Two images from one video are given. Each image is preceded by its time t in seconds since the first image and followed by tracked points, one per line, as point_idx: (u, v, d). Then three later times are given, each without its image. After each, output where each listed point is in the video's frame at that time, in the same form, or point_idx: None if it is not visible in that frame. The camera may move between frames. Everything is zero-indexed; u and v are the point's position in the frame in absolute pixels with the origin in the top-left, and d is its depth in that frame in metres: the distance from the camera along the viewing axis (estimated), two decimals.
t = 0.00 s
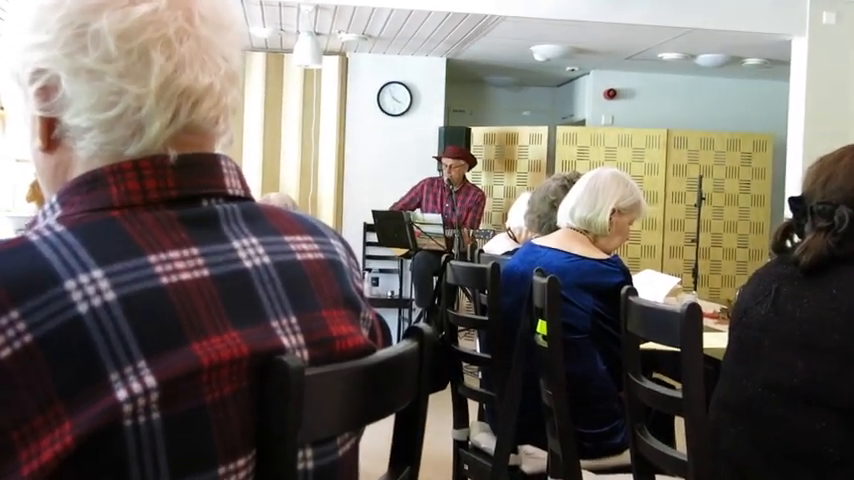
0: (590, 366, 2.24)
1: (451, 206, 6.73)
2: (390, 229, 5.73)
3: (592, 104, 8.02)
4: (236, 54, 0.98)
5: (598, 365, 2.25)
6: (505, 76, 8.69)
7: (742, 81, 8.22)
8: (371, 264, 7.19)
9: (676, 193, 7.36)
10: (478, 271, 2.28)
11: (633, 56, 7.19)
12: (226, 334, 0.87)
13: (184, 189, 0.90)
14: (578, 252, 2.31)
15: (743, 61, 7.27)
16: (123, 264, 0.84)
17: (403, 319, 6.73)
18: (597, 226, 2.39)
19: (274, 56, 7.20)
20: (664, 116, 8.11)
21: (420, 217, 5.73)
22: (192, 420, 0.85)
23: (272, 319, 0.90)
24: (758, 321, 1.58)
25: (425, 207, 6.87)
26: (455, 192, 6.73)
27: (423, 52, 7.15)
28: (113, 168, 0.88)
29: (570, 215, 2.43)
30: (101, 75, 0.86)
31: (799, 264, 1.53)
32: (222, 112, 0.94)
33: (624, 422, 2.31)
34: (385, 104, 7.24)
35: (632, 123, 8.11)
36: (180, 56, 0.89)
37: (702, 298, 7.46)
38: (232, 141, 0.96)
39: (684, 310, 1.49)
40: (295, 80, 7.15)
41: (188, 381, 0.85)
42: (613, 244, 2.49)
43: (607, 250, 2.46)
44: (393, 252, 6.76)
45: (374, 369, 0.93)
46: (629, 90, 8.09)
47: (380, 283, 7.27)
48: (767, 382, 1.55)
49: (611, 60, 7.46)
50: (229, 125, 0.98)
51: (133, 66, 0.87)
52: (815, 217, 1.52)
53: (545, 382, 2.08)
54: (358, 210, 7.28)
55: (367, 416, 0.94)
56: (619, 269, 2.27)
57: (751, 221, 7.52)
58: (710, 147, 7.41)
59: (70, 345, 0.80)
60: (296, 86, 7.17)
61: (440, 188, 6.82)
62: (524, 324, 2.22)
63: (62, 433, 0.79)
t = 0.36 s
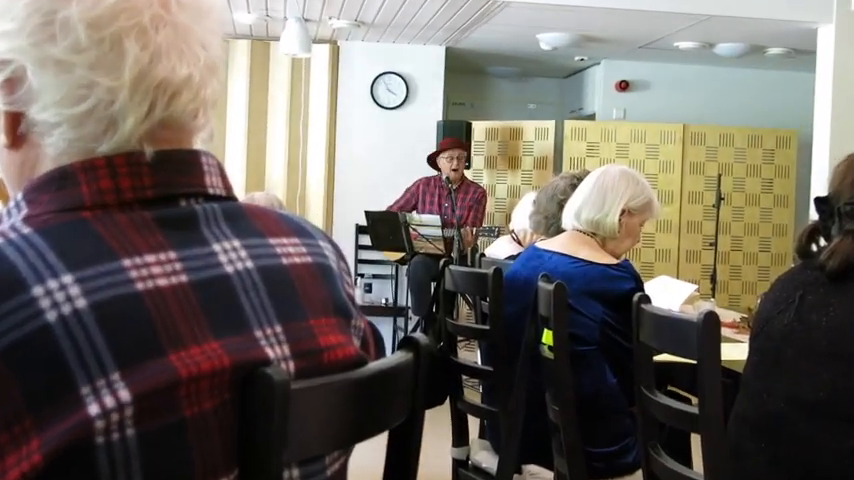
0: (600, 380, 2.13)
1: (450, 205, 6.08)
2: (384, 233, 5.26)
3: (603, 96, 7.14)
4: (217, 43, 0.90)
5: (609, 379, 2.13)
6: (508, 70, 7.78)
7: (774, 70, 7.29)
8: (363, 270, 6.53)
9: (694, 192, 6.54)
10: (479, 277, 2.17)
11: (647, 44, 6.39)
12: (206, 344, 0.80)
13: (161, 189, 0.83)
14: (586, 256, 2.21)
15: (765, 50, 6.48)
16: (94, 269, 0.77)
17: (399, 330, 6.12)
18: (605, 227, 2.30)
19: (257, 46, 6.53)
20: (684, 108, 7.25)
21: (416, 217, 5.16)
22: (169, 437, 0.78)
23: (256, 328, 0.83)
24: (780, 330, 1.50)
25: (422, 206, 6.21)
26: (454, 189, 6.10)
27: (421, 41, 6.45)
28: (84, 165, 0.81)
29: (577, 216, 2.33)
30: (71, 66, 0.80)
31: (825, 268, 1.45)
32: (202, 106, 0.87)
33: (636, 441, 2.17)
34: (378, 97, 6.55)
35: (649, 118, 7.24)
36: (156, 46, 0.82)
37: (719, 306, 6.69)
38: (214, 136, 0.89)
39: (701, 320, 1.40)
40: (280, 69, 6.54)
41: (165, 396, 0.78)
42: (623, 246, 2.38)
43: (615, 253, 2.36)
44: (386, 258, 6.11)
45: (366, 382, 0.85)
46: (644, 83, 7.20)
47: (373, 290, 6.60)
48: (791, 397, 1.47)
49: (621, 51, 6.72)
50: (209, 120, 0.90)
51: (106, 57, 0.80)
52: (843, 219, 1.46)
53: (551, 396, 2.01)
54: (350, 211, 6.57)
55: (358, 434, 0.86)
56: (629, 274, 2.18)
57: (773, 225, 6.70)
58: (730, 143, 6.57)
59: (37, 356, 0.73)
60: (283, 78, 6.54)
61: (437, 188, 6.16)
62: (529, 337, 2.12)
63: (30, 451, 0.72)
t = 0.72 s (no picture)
0: (606, 395, 1.87)
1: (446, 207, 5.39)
2: (376, 237, 4.80)
3: (612, 86, 6.61)
4: (197, 32, 0.83)
5: (616, 393, 1.87)
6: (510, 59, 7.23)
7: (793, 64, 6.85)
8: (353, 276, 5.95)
9: (711, 191, 5.98)
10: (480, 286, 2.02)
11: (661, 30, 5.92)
12: (184, 357, 0.73)
13: (136, 189, 0.76)
14: (589, 261, 1.92)
15: (787, 37, 5.99)
16: (63, 275, 0.70)
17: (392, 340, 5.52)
18: (610, 229, 1.97)
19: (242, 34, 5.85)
20: (700, 100, 6.69)
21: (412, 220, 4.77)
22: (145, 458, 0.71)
23: (237, 340, 0.76)
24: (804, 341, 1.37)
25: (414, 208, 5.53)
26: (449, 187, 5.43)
27: (417, 28, 5.83)
28: (52, 164, 0.73)
29: (578, 216, 2.01)
30: (38, 56, 0.73)
31: None
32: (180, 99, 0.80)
33: (649, 461, 1.87)
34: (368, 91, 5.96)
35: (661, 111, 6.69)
36: (130, 35, 0.75)
37: (738, 315, 6.12)
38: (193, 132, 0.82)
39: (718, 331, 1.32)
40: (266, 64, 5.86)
41: (140, 412, 0.71)
42: (629, 251, 2.04)
43: (622, 258, 2.03)
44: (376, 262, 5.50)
45: (355, 397, 0.79)
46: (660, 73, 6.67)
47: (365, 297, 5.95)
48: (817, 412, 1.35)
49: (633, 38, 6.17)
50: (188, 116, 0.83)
51: (76, 46, 0.73)
52: None
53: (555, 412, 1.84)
54: (341, 212, 5.94)
55: (348, 453, 0.80)
56: (638, 280, 1.89)
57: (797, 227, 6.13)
58: (749, 139, 6.02)
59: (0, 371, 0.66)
60: (266, 72, 5.87)
61: (431, 188, 5.53)
62: (532, 350, 1.94)
63: None
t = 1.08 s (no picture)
0: (616, 413, 1.74)
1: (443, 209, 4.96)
2: (367, 238, 4.34)
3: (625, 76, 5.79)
4: (173, 18, 0.75)
5: (627, 410, 1.74)
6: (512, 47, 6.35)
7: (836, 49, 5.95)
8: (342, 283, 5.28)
9: (731, 190, 5.36)
10: (478, 294, 1.85)
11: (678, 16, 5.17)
12: (158, 371, 0.67)
13: (104, 188, 0.69)
14: (596, 266, 1.79)
15: (815, 26, 5.27)
16: (25, 283, 0.64)
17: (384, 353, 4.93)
18: (617, 231, 1.83)
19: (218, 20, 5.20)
20: (733, 88, 5.84)
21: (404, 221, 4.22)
22: None
23: (216, 354, 0.70)
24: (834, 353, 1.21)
25: (408, 209, 5.02)
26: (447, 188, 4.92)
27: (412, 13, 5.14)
28: (12, 162, 0.66)
29: (584, 217, 1.86)
30: None
31: None
32: (153, 91, 0.72)
33: None
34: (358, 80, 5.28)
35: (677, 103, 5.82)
36: (97, 20, 0.68)
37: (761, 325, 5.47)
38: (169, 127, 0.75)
39: (737, 342, 1.22)
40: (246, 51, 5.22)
41: (110, 432, 0.65)
42: (638, 255, 1.90)
43: (630, 262, 1.90)
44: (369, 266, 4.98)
45: (342, 413, 0.73)
46: (681, 62, 5.80)
47: (355, 306, 5.26)
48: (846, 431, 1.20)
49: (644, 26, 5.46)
50: (164, 109, 0.75)
51: (37, 33, 0.67)
52: None
53: (563, 430, 1.70)
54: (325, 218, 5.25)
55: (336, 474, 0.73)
56: (650, 288, 1.76)
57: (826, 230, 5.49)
58: (774, 134, 5.41)
59: None
60: (248, 62, 5.22)
61: (428, 187, 5.02)
62: (536, 361, 1.78)
63: None
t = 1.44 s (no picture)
0: (629, 429, 1.63)
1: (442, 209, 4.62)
2: (358, 243, 3.94)
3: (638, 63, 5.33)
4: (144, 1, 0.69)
5: (640, 426, 1.64)
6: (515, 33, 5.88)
7: None
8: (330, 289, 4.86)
9: (754, 187, 4.97)
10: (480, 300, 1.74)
11: None
12: (129, 387, 0.61)
13: (70, 186, 0.62)
14: (600, 269, 1.70)
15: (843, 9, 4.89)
16: None
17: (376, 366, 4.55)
18: (627, 233, 1.75)
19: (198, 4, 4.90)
20: (758, 76, 5.36)
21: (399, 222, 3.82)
22: None
23: (192, 367, 0.63)
24: None
25: (405, 207, 4.66)
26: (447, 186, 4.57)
27: None
28: None
29: (591, 218, 1.79)
30: None
31: None
32: (122, 80, 0.66)
33: None
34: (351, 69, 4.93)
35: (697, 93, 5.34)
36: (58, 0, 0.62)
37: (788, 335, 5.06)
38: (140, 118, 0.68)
39: (760, 354, 1.13)
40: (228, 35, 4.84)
41: (75, 453, 0.58)
42: (652, 257, 1.82)
43: (642, 264, 1.82)
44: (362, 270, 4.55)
45: (330, 433, 0.67)
46: (701, 47, 5.34)
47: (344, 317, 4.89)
48: None
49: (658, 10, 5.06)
50: (134, 98, 0.69)
51: None
52: None
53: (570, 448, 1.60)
54: (310, 221, 4.90)
55: None
56: (662, 294, 1.65)
57: None
58: (801, 126, 5.02)
59: None
60: (228, 48, 4.85)
61: (425, 185, 4.63)
62: (542, 375, 1.66)
63: None
